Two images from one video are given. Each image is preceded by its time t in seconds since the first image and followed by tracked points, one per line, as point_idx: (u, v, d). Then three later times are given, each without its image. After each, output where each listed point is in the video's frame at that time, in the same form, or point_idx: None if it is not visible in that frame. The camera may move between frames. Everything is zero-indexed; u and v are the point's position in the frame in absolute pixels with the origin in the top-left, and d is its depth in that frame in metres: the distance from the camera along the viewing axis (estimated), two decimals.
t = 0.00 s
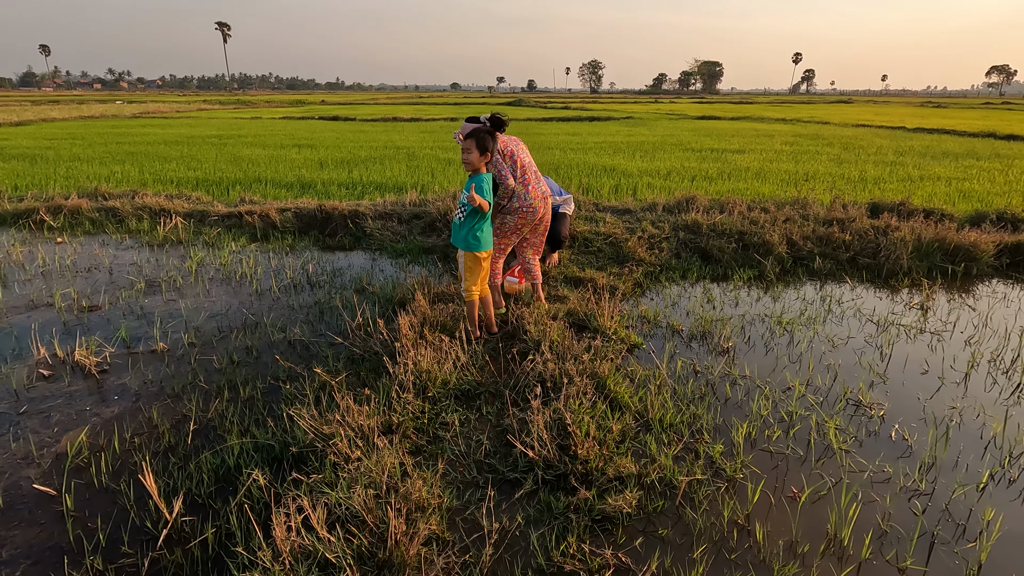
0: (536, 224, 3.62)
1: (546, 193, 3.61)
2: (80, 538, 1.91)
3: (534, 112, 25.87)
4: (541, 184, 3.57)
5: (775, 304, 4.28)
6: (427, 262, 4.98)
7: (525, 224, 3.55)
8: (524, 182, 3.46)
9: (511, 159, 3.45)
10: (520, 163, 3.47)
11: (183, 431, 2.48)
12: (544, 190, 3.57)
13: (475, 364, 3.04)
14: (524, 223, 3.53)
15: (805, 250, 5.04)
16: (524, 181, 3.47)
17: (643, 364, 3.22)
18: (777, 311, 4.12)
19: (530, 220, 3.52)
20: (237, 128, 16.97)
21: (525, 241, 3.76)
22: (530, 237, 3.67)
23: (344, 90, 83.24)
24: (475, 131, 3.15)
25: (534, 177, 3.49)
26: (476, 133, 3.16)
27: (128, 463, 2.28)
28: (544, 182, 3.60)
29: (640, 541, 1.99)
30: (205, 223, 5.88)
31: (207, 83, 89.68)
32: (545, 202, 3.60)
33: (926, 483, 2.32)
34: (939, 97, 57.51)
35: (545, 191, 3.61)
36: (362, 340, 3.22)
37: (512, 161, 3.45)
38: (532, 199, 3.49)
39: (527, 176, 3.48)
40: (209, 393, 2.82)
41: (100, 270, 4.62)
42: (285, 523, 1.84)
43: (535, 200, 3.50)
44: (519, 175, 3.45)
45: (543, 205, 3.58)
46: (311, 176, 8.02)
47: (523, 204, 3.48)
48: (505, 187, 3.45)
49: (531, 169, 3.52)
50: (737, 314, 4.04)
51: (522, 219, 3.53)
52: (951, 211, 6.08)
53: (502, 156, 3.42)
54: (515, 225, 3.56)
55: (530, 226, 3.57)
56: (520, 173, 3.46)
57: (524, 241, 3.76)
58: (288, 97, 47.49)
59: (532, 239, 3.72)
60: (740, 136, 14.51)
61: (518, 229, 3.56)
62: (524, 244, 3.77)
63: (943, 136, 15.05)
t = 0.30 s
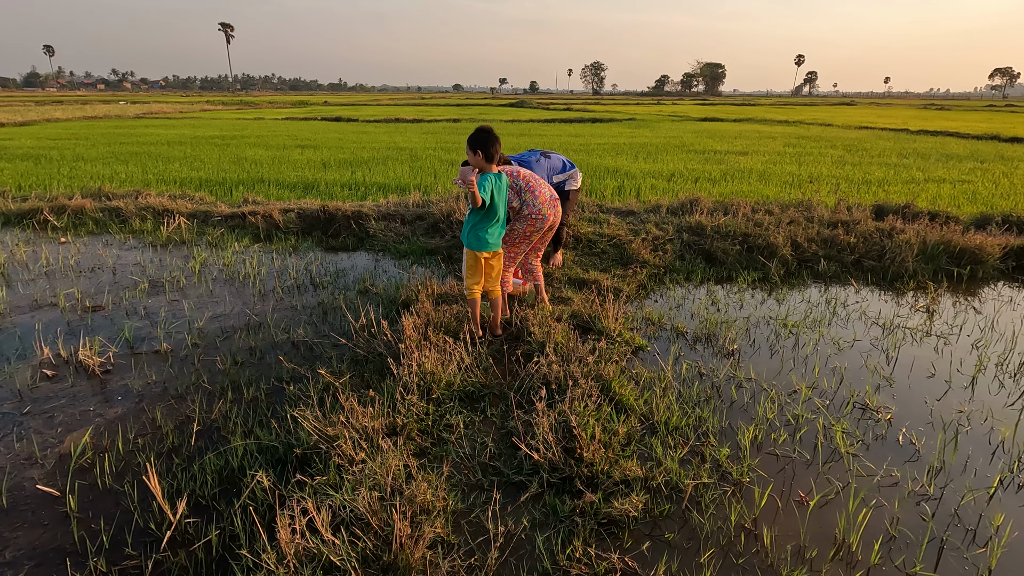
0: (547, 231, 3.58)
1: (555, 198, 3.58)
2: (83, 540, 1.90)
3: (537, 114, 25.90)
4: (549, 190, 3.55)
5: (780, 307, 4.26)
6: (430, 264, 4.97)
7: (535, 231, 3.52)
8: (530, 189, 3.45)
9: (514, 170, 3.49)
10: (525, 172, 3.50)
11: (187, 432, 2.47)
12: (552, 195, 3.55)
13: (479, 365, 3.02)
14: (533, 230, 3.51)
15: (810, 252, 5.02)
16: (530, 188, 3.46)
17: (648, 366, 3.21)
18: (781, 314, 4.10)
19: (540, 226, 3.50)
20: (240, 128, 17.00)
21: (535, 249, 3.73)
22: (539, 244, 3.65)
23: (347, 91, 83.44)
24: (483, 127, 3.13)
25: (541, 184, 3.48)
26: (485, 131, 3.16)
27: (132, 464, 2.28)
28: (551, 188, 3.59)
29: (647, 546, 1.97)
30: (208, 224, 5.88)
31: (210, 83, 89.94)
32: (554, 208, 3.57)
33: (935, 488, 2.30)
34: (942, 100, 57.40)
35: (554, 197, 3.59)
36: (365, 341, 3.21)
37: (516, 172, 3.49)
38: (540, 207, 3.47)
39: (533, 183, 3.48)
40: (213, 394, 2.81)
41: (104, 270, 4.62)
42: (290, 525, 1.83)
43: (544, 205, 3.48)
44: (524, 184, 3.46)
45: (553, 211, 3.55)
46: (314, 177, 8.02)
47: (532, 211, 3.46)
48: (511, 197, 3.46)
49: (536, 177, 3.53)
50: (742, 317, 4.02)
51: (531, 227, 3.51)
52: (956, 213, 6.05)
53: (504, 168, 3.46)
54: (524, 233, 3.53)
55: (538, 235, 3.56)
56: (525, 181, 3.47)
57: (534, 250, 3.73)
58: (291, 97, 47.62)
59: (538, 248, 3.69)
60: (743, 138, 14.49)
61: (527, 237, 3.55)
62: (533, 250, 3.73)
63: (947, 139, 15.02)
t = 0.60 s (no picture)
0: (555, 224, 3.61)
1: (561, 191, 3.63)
2: (88, 536, 1.90)
3: (540, 114, 25.90)
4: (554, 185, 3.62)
5: (786, 307, 4.24)
6: (434, 263, 4.96)
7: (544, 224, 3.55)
8: (536, 184, 3.52)
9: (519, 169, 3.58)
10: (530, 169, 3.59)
11: (191, 429, 2.47)
12: (559, 189, 3.60)
13: (484, 364, 3.02)
14: (541, 224, 3.55)
15: (815, 252, 5.00)
16: (535, 183, 3.53)
17: (653, 365, 3.20)
18: (787, 314, 4.08)
19: (548, 220, 3.54)
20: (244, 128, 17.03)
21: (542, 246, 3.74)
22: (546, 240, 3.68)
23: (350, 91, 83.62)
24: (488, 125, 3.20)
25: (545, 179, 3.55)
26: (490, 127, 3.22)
27: (137, 461, 2.28)
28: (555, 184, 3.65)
29: (653, 545, 1.96)
30: (212, 222, 5.90)
31: (214, 83, 90.23)
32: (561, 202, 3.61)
33: (942, 489, 2.29)
34: (948, 101, 57.09)
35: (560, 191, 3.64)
36: (370, 339, 3.21)
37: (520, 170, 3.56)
38: (548, 200, 3.52)
39: (538, 179, 3.56)
40: (218, 391, 2.81)
41: (109, 268, 4.63)
42: (295, 523, 1.82)
43: (551, 198, 3.52)
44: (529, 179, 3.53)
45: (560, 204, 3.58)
46: (318, 176, 8.03)
47: (539, 205, 3.50)
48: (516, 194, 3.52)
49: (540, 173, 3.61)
50: (747, 317, 4.01)
51: (540, 221, 3.55)
52: (962, 214, 6.02)
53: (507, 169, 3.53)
54: (533, 228, 3.57)
55: (546, 230, 3.60)
56: (531, 179, 3.55)
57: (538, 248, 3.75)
58: (294, 97, 47.73)
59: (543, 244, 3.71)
60: (747, 138, 14.45)
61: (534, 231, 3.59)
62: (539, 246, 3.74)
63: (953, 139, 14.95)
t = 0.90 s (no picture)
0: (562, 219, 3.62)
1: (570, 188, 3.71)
2: (91, 532, 1.88)
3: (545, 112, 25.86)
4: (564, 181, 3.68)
5: (793, 305, 4.20)
6: (438, 260, 4.94)
7: (552, 217, 3.55)
8: (549, 175, 3.54)
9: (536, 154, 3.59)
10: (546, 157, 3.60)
11: (195, 425, 2.46)
12: (568, 187, 3.64)
13: (489, 361, 2.99)
14: (548, 217, 3.54)
15: (822, 251, 4.96)
16: (551, 172, 3.55)
17: (659, 363, 3.17)
18: (794, 312, 4.04)
19: (556, 212, 3.54)
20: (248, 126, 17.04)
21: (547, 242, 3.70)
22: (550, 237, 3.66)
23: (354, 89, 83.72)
24: (496, 121, 3.17)
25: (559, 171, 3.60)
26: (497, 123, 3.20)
27: (140, 457, 2.26)
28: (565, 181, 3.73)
29: (660, 545, 1.93)
30: (216, 219, 5.89)
31: (218, 81, 90.43)
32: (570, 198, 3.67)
33: (955, 490, 2.25)
34: (954, 100, 56.70)
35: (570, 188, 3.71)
36: (374, 336, 3.19)
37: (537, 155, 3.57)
38: (557, 193, 3.55)
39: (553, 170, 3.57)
40: (221, 387, 2.80)
41: (113, 264, 4.63)
42: (298, 520, 1.80)
43: (560, 193, 3.55)
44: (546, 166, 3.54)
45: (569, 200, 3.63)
46: (322, 173, 8.02)
47: (548, 197, 3.51)
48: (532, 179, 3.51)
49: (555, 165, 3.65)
50: (754, 315, 3.97)
51: (546, 213, 3.55)
52: (971, 213, 5.95)
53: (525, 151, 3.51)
54: (539, 220, 3.55)
55: (552, 226, 3.59)
56: (546, 167, 3.55)
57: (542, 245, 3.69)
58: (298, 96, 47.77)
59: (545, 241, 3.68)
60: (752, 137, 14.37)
61: (540, 226, 3.57)
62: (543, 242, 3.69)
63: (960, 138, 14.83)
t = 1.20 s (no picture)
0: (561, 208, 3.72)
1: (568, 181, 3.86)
2: (94, 526, 1.84)
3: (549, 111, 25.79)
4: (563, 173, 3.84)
5: (804, 301, 4.14)
6: (444, 255, 4.89)
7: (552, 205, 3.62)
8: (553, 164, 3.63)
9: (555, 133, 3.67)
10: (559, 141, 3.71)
11: (200, 419, 2.42)
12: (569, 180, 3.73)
13: (497, 356, 2.95)
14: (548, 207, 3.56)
15: (833, 246, 4.89)
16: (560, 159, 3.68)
17: (670, 358, 3.12)
18: (805, 308, 3.98)
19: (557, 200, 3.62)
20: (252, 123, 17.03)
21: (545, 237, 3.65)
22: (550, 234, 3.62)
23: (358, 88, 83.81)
24: (504, 113, 3.16)
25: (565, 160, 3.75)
26: (504, 116, 3.19)
27: (144, 450, 2.23)
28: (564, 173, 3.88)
29: (675, 541, 1.89)
30: (221, 214, 5.86)
31: (222, 80, 90.66)
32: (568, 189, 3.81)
33: (976, 486, 2.19)
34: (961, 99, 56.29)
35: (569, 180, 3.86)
36: (380, 330, 3.15)
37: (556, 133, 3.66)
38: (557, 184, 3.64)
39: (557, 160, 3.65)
40: (226, 381, 2.76)
41: (117, 258, 4.61)
42: (306, 514, 1.76)
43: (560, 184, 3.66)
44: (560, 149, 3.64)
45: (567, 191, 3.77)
46: (327, 169, 7.99)
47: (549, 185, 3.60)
48: (547, 158, 3.55)
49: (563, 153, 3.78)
50: (765, 310, 3.91)
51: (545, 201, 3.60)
52: (983, 209, 5.87)
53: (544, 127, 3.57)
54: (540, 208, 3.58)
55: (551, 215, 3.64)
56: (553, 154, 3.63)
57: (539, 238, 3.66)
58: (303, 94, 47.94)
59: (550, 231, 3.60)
60: (758, 135, 14.27)
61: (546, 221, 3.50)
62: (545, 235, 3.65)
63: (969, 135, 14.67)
